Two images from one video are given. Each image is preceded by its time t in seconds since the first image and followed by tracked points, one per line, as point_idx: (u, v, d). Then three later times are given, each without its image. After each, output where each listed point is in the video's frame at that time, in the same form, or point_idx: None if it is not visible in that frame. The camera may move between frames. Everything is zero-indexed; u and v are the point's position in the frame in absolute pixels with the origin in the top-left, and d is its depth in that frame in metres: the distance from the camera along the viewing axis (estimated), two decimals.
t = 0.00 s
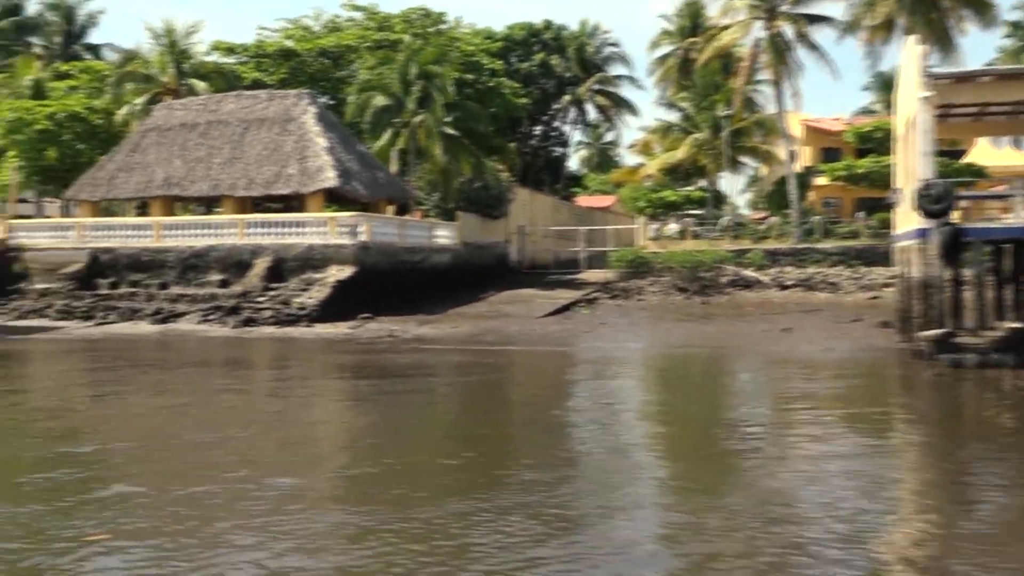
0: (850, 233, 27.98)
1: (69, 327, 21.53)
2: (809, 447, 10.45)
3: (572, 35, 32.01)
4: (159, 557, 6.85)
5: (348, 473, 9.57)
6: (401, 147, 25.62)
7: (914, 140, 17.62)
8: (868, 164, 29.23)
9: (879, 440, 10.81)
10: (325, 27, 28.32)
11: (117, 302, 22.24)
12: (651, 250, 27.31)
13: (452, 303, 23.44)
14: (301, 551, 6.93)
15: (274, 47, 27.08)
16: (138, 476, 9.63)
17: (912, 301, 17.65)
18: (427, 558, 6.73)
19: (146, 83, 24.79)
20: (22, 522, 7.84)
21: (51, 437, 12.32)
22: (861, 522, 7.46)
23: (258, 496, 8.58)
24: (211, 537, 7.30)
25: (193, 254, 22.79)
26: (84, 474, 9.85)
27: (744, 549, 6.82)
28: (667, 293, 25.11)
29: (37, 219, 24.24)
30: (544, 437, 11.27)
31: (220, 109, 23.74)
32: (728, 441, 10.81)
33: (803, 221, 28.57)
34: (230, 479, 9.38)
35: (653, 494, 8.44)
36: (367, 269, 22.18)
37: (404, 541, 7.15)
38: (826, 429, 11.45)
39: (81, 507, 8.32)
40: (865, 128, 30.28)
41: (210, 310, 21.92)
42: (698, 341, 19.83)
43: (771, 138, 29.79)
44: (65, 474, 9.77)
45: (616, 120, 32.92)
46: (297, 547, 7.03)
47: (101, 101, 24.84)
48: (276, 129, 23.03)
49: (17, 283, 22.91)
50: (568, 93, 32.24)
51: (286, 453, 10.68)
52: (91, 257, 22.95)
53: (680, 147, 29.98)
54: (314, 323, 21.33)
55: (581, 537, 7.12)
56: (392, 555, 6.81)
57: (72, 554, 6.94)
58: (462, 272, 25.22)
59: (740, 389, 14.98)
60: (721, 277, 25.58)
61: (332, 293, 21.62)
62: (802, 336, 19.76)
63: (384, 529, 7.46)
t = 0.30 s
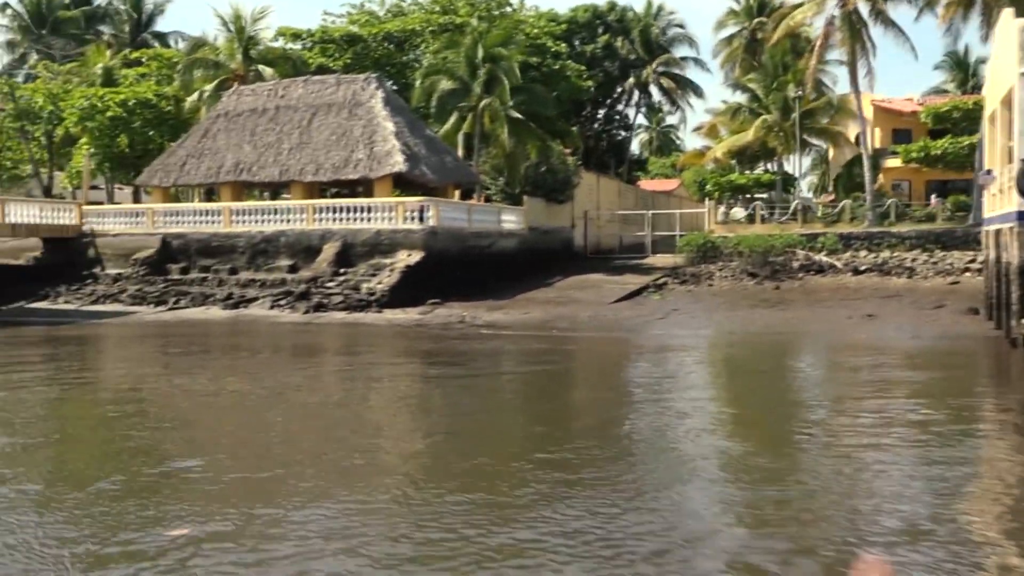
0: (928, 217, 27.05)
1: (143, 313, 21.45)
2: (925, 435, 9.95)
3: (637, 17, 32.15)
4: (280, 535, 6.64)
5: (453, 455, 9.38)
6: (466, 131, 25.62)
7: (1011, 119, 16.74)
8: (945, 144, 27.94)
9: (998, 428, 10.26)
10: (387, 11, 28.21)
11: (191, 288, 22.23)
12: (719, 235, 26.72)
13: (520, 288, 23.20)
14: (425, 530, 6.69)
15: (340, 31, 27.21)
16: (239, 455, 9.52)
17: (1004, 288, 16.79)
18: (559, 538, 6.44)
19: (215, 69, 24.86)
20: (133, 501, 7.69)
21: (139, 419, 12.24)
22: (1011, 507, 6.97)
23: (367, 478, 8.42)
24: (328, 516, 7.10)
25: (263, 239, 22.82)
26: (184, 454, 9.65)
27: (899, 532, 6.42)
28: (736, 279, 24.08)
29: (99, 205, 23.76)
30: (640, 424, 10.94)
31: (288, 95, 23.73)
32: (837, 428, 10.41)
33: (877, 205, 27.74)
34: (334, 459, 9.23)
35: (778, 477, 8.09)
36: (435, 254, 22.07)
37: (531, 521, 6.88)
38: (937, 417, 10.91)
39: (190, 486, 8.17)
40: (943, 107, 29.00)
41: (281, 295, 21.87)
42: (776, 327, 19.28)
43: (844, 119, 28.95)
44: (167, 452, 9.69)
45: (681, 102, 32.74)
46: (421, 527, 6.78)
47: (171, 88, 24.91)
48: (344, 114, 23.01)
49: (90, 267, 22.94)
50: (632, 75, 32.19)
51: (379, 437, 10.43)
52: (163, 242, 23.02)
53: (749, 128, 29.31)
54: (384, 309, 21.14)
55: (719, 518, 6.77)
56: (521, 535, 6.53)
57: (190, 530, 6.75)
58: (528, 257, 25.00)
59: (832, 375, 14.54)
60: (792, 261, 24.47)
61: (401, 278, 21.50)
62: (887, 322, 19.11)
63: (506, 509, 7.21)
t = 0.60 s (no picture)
0: (930, 219, 27.57)
1: (155, 314, 21.47)
2: (952, 429, 10.16)
3: (639, 23, 32.69)
4: (338, 523, 6.66)
5: (491, 446, 9.52)
6: (473, 133, 25.82)
7: None
8: (946, 148, 28.38)
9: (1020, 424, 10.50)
10: (394, 15, 28.47)
11: (202, 290, 22.30)
12: (723, 236, 27.04)
13: (529, 289, 23.37)
14: (483, 517, 6.74)
15: (346, 35, 27.46)
16: (276, 451, 9.55)
17: (1017, 289, 17.01)
18: (617, 523, 6.51)
19: (224, 72, 24.99)
20: (180, 494, 7.69)
21: (165, 418, 12.23)
22: None
23: (410, 469, 8.45)
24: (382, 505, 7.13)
25: (274, 241, 22.84)
26: (220, 450, 9.61)
27: (953, 514, 6.54)
28: (742, 280, 24.35)
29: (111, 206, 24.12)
30: (669, 420, 11.10)
31: (298, 97, 23.84)
32: (863, 422, 10.61)
33: (879, 207, 28.10)
34: (374, 454, 9.20)
35: (818, 467, 8.24)
36: (445, 257, 22.10)
37: (585, 507, 6.95)
38: (962, 414, 11.14)
39: (233, 479, 8.18)
40: (943, 111, 29.55)
41: (293, 297, 21.86)
42: (786, 328, 19.51)
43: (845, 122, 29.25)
44: (204, 449, 9.71)
45: (682, 106, 33.23)
46: (477, 514, 6.83)
47: (179, 91, 25.11)
48: (353, 116, 23.12)
49: (102, 269, 22.99)
50: (634, 79, 32.82)
51: (413, 433, 10.51)
52: (173, 244, 23.09)
53: (751, 131, 29.62)
54: (396, 311, 21.12)
55: (772, 503, 6.87)
56: (580, 520, 6.60)
57: (245, 521, 6.75)
58: (535, 259, 25.20)
59: (847, 373, 14.79)
60: (796, 263, 24.78)
61: (411, 280, 21.50)
62: (895, 322, 19.38)
63: (558, 497, 7.32)
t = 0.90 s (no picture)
0: (974, 217, 27.47)
1: (210, 303, 22.01)
2: None
3: (681, 21, 33.39)
4: (446, 497, 6.81)
5: (573, 434, 9.70)
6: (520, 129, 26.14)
7: None
8: (991, 147, 28.28)
9: None
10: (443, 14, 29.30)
11: (255, 280, 22.67)
12: (765, 233, 27.20)
13: (575, 283, 23.46)
14: (587, 493, 6.86)
15: (395, 32, 28.27)
16: (360, 436, 9.74)
17: None
18: (716, 501, 6.59)
19: (278, 69, 25.53)
20: (276, 474, 7.86)
21: (238, 409, 12.47)
22: None
23: (500, 455, 8.58)
24: (482, 483, 7.28)
25: (325, 233, 23.09)
26: (303, 436, 9.77)
27: None
28: (785, 277, 24.46)
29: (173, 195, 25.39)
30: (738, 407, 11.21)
31: (350, 93, 24.23)
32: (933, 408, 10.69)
33: (923, 205, 28.03)
34: (458, 441, 9.36)
35: (901, 450, 8.30)
36: (493, 250, 22.04)
37: (679, 487, 7.04)
38: None
39: (328, 461, 8.33)
40: (987, 110, 29.47)
41: (345, 288, 22.06)
42: (835, 324, 19.60)
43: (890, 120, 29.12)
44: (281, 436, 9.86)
45: (722, 104, 33.52)
46: (580, 490, 6.97)
47: (235, 87, 25.91)
48: (404, 112, 23.36)
49: (158, 259, 23.49)
50: (676, 78, 33.40)
51: (487, 424, 10.67)
52: (228, 235, 23.53)
53: (794, 130, 29.71)
54: (446, 304, 21.19)
55: (865, 487, 6.93)
56: (686, 497, 6.70)
57: (353, 494, 6.91)
58: (579, 254, 25.36)
59: (904, 366, 14.88)
60: (840, 261, 24.81)
61: (460, 274, 21.47)
62: (946, 321, 19.38)
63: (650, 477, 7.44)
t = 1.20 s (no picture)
0: (944, 223, 28.42)
1: (199, 302, 21.84)
2: (1010, 413, 10.77)
3: (660, 29, 34.05)
4: (476, 488, 7.05)
5: (584, 426, 10.04)
6: (505, 132, 26.57)
7: None
8: (960, 154, 29.30)
9: None
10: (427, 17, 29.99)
11: (244, 279, 22.66)
12: (743, 236, 27.92)
13: (561, 285, 23.77)
14: (612, 484, 7.16)
15: (381, 36, 28.82)
16: (374, 428, 9.98)
17: None
18: (736, 493, 6.88)
19: (265, 69, 26.10)
20: (301, 461, 8.02)
21: (243, 399, 12.66)
22: None
23: (517, 446, 8.86)
24: (508, 475, 7.51)
25: (314, 233, 23.23)
26: (317, 427, 9.97)
27: None
28: (764, 279, 25.09)
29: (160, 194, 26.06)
30: (736, 403, 11.65)
31: (339, 94, 24.49)
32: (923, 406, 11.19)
33: (895, 210, 28.96)
34: (472, 431, 9.62)
35: (902, 448, 8.71)
36: (481, 251, 22.35)
37: (699, 480, 7.33)
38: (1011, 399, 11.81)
39: (351, 450, 8.57)
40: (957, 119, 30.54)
41: (334, 288, 22.03)
42: (816, 326, 20.24)
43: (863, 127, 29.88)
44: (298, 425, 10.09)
45: (700, 110, 34.16)
46: (603, 481, 7.24)
47: (223, 87, 26.13)
48: (393, 113, 23.61)
49: (145, 258, 23.50)
50: (655, 84, 34.19)
51: (495, 416, 10.97)
52: (216, 233, 23.54)
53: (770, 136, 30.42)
54: (435, 303, 21.32)
55: (876, 482, 7.28)
56: (702, 488, 7.06)
57: (384, 482, 7.16)
58: (563, 255, 25.76)
59: (888, 364, 15.49)
60: (816, 264, 25.55)
61: (449, 274, 21.69)
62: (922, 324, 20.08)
63: (668, 471, 7.72)
